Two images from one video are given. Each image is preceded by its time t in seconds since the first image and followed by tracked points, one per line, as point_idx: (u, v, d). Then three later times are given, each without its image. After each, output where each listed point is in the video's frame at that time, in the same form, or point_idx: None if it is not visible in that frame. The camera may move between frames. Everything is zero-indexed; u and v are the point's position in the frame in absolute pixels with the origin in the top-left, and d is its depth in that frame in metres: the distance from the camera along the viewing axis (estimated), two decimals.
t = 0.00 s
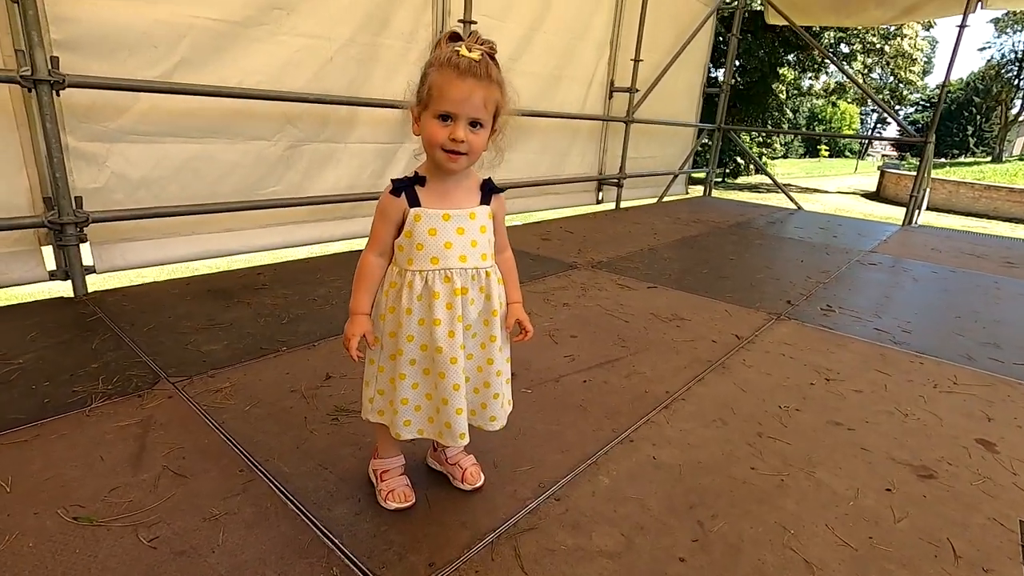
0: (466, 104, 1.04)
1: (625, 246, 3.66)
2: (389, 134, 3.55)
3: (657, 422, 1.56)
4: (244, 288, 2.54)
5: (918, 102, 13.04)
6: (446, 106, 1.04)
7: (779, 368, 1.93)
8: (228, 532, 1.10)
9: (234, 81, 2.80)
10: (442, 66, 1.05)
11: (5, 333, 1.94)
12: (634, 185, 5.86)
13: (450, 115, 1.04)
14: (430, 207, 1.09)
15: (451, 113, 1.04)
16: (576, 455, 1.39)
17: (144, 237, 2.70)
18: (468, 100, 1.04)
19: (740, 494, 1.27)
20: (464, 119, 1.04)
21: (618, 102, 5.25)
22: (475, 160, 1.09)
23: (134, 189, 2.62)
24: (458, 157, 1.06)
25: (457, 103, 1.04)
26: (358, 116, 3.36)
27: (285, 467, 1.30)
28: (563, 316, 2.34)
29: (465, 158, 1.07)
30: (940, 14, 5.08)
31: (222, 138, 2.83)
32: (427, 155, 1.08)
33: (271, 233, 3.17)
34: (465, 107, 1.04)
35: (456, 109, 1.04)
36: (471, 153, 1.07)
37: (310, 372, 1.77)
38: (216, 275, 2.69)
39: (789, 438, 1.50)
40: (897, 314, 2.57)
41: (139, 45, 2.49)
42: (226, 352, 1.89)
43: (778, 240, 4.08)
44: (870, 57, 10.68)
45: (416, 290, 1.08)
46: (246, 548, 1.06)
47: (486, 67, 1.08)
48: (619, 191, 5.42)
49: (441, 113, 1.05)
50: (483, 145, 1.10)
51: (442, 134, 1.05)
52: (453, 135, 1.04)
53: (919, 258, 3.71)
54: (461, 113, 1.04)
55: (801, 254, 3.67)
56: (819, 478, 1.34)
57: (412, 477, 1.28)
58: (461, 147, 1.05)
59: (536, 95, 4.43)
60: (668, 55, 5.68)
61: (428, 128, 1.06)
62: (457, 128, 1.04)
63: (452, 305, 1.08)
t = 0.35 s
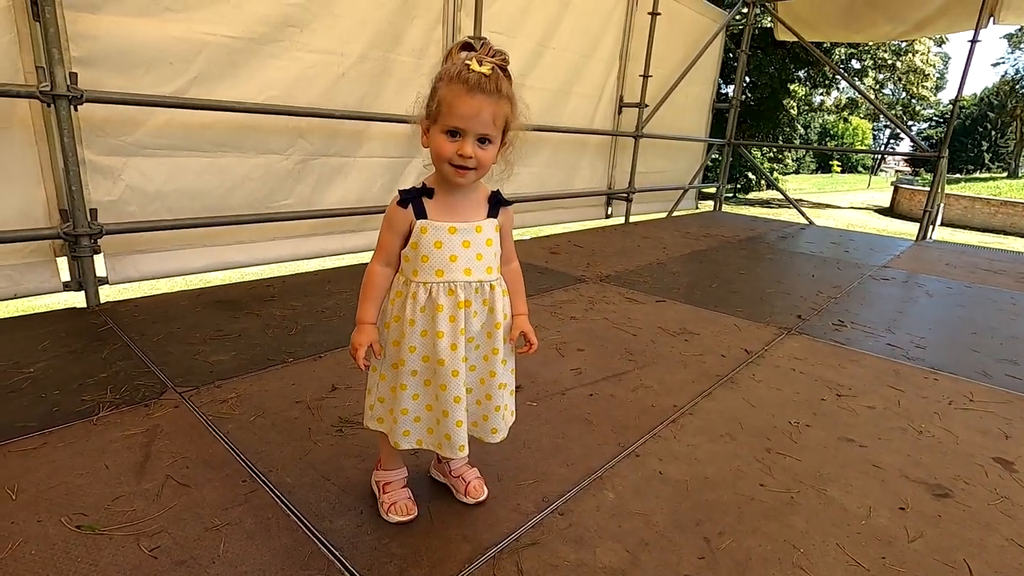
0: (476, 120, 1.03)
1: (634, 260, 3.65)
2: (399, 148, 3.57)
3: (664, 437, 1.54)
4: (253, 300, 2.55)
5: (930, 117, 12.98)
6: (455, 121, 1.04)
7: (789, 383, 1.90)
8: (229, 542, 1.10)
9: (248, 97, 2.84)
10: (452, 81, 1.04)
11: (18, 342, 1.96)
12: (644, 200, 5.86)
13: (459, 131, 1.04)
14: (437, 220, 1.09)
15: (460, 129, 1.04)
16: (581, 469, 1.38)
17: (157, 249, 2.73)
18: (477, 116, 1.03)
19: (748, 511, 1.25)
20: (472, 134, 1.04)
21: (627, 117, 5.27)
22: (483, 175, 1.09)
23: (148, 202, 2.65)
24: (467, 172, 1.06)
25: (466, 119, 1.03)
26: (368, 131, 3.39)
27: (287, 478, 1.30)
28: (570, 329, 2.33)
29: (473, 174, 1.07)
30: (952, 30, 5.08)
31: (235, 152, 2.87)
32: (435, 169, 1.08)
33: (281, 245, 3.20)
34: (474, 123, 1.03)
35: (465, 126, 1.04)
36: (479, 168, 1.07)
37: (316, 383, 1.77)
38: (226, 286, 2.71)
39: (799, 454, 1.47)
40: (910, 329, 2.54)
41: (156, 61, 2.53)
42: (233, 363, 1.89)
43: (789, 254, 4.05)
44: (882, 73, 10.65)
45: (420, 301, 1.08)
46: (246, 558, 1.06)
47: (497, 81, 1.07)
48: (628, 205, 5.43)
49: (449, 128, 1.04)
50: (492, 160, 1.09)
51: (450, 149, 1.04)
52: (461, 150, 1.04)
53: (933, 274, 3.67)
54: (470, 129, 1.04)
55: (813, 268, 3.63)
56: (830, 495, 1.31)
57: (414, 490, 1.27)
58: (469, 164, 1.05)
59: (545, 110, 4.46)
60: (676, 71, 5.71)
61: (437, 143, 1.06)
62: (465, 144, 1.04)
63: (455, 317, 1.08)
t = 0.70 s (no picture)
0: (454, 239, 1.00)
1: (641, 266, 3.62)
2: (407, 153, 3.58)
3: (669, 446, 1.51)
4: (259, 304, 2.55)
5: (943, 124, 12.86)
6: (431, 242, 1.00)
7: (798, 392, 1.87)
8: (227, 549, 1.09)
9: (256, 102, 2.86)
10: (426, 201, 1.01)
11: (25, 345, 1.97)
12: (652, 205, 5.84)
13: (435, 250, 1.00)
14: (422, 328, 1.05)
15: (436, 248, 1.00)
16: (584, 478, 1.36)
17: (164, 253, 2.74)
18: (453, 234, 0.99)
19: (754, 523, 1.22)
20: (449, 253, 1.00)
21: (635, 122, 5.26)
22: (466, 288, 1.04)
23: (156, 207, 2.66)
24: (446, 289, 1.01)
25: (441, 238, 0.99)
26: (376, 136, 3.40)
27: (288, 485, 1.29)
28: (576, 336, 2.31)
29: (454, 290, 1.02)
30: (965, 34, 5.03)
31: (243, 157, 2.88)
32: (415, 287, 1.04)
33: (288, 249, 3.20)
34: (450, 242, 1.00)
35: (443, 244, 1.00)
36: (459, 285, 1.02)
37: (319, 389, 1.76)
38: (233, 291, 2.72)
39: (808, 465, 1.45)
40: (922, 337, 2.50)
41: (166, 67, 2.55)
42: (236, 367, 1.89)
43: (798, 261, 4.01)
44: (893, 79, 10.57)
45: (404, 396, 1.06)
46: (244, 566, 1.05)
47: (474, 195, 1.03)
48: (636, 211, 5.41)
49: (425, 247, 1.01)
50: (475, 273, 1.05)
51: (426, 268, 1.00)
52: (438, 269, 1.00)
53: (946, 281, 3.61)
54: (446, 248, 1.00)
55: (822, 275, 3.60)
56: (839, 508, 1.29)
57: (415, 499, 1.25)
58: (449, 281, 1.00)
59: (553, 116, 4.45)
60: (685, 77, 5.69)
61: (416, 261, 1.02)
62: (442, 262, 1.00)
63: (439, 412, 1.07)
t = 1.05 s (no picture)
0: (458, 357, 0.98)
1: (647, 271, 3.61)
2: (413, 157, 3.58)
3: (674, 453, 1.50)
4: (263, 306, 2.55)
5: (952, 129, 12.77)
6: (435, 357, 0.97)
7: (804, 399, 1.85)
8: (227, 554, 1.08)
9: (263, 105, 2.86)
10: (439, 322, 0.95)
11: (30, 346, 1.98)
12: (658, 210, 5.82)
13: (436, 363, 0.98)
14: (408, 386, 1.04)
15: (438, 364, 0.98)
16: (587, 485, 1.34)
17: (171, 255, 2.75)
18: (458, 358, 0.98)
19: (761, 533, 1.20)
20: (449, 367, 0.99)
21: (641, 127, 5.24)
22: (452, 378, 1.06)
23: (163, 209, 2.67)
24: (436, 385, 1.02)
25: (448, 358, 0.97)
26: (382, 139, 3.40)
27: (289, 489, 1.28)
28: (581, 341, 2.30)
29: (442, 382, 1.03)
30: (975, 40, 5.00)
31: (249, 159, 2.89)
32: (405, 370, 1.02)
33: (293, 252, 3.21)
34: (454, 362, 0.98)
35: (446, 360, 0.98)
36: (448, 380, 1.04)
37: (322, 392, 1.75)
38: (238, 293, 2.72)
39: (815, 474, 1.43)
40: (932, 345, 2.47)
41: (174, 70, 2.56)
42: (240, 370, 1.89)
43: (805, 267, 3.98)
44: (902, 84, 10.51)
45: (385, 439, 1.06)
46: (243, 571, 1.04)
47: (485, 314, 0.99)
48: (642, 215, 5.39)
49: (427, 358, 0.98)
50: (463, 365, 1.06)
51: (423, 373, 0.99)
52: (435, 374, 0.99)
53: (955, 288, 3.58)
54: (449, 366, 0.98)
55: (830, 281, 3.57)
56: (847, 518, 1.26)
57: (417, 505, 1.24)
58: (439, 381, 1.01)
59: (560, 120, 4.44)
60: (692, 81, 5.68)
61: (411, 357, 0.99)
62: (441, 373, 0.99)
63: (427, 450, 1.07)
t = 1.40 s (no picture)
0: (458, 128, 1.08)
1: (653, 271, 3.60)
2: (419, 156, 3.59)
3: (679, 453, 1.50)
4: (270, 304, 2.57)
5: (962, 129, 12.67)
6: (438, 131, 1.08)
7: (810, 401, 1.85)
8: (233, 549, 1.09)
9: (271, 104, 2.88)
10: (437, 87, 1.05)
11: (41, 342, 2.00)
12: (664, 210, 5.81)
13: (442, 138, 1.08)
14: (418, 176, 1.16)
15: (443, 139, 1.08)
16: (592, 484, 1.35)
17: (179, 253, 2.77)
18: (462, 127, 1.08)
19: (764, 534, 1.20)
20: (454, 140, 1.09)
21: (648, 127, 5.23)
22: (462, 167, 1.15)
23: (171, 207, 2.68)
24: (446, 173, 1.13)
25: (450, 128, 1.07)
26: (389, 139, 3.41)
27: (295, 485, 1.29)
28: (586, 340, 2.30)
29: (453, 171, 1.13)
30: (986, 40, 4.92)
31: (257, 158, 2.90)
32: (416, 154, 1.13)
33: (300, 251, 3.22)
34: (458, 134, 1.08)
35: (449, 133, 1.08)
36: (459, 165, 1.13)
37: (328, 390, 1.76)
38: (245, 291, 2.74)
39: (820, 476, 1.42)
40: (940, 347, 2.45)
41: (183, 69, 2.58)
42: (247, 367, 1.90)
43: (813, 267, 3.97)
44: (911, 84, 10.43)
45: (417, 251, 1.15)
46: (249, 566, 1.05)
47: (479, 82, 1.08)
48: (648, 216, 5.38)
49: (432, 133, 1.08)
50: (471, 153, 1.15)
51: (431, 154, 1.10)
52: (443, 156, 1.10)
53: (964, 290, 3.55)
54: (455, 139, 1.09)
55: (838, 283, 3.55)
56: (852, 520, 1.26)
57: (422, 503, 1.25)
58: (449, 166, 1.11)
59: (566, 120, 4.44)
60: (699, 81, 5.66)
61: (418, 140, 1.10)
62: (448, 152, 1.10)
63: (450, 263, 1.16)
